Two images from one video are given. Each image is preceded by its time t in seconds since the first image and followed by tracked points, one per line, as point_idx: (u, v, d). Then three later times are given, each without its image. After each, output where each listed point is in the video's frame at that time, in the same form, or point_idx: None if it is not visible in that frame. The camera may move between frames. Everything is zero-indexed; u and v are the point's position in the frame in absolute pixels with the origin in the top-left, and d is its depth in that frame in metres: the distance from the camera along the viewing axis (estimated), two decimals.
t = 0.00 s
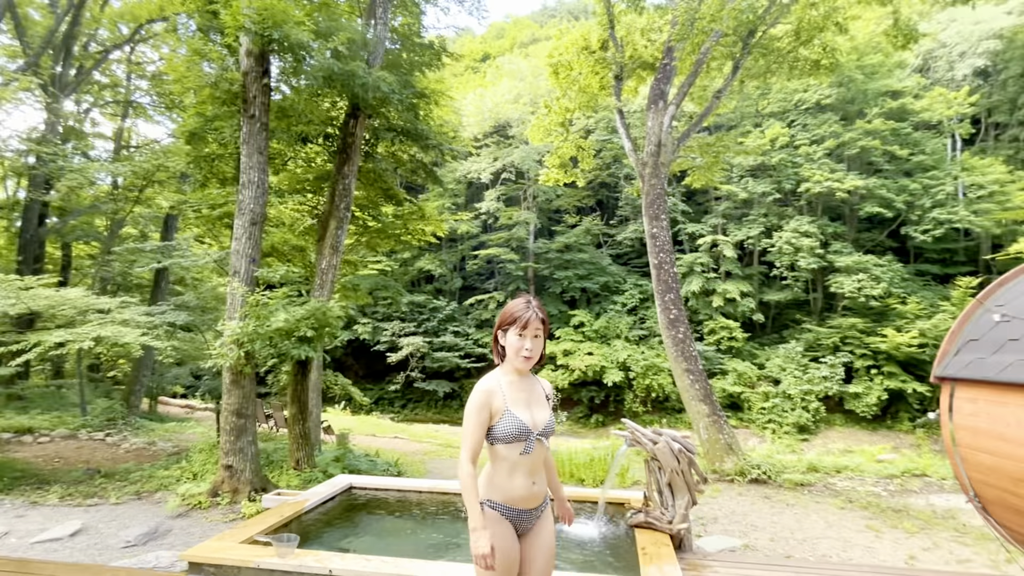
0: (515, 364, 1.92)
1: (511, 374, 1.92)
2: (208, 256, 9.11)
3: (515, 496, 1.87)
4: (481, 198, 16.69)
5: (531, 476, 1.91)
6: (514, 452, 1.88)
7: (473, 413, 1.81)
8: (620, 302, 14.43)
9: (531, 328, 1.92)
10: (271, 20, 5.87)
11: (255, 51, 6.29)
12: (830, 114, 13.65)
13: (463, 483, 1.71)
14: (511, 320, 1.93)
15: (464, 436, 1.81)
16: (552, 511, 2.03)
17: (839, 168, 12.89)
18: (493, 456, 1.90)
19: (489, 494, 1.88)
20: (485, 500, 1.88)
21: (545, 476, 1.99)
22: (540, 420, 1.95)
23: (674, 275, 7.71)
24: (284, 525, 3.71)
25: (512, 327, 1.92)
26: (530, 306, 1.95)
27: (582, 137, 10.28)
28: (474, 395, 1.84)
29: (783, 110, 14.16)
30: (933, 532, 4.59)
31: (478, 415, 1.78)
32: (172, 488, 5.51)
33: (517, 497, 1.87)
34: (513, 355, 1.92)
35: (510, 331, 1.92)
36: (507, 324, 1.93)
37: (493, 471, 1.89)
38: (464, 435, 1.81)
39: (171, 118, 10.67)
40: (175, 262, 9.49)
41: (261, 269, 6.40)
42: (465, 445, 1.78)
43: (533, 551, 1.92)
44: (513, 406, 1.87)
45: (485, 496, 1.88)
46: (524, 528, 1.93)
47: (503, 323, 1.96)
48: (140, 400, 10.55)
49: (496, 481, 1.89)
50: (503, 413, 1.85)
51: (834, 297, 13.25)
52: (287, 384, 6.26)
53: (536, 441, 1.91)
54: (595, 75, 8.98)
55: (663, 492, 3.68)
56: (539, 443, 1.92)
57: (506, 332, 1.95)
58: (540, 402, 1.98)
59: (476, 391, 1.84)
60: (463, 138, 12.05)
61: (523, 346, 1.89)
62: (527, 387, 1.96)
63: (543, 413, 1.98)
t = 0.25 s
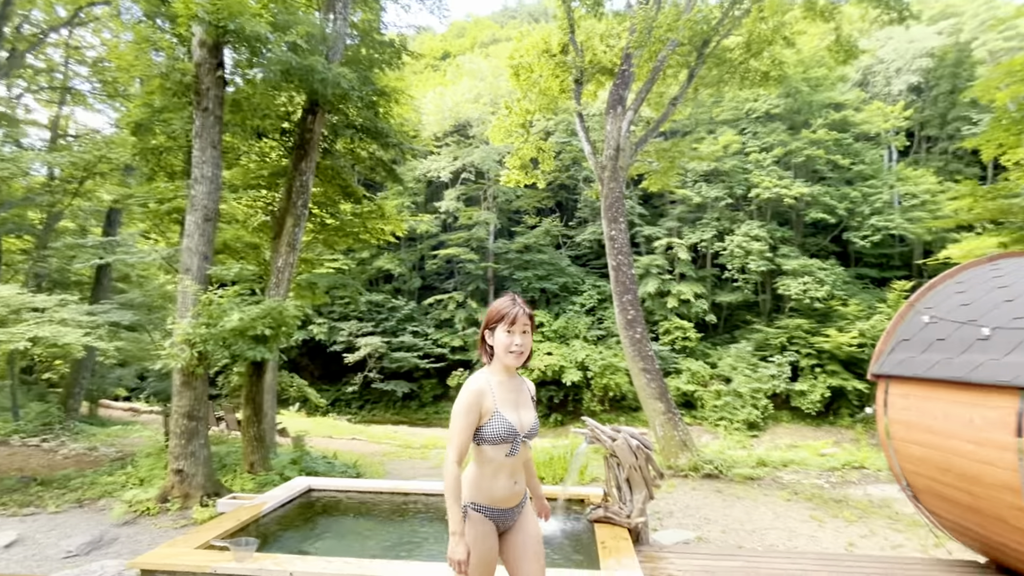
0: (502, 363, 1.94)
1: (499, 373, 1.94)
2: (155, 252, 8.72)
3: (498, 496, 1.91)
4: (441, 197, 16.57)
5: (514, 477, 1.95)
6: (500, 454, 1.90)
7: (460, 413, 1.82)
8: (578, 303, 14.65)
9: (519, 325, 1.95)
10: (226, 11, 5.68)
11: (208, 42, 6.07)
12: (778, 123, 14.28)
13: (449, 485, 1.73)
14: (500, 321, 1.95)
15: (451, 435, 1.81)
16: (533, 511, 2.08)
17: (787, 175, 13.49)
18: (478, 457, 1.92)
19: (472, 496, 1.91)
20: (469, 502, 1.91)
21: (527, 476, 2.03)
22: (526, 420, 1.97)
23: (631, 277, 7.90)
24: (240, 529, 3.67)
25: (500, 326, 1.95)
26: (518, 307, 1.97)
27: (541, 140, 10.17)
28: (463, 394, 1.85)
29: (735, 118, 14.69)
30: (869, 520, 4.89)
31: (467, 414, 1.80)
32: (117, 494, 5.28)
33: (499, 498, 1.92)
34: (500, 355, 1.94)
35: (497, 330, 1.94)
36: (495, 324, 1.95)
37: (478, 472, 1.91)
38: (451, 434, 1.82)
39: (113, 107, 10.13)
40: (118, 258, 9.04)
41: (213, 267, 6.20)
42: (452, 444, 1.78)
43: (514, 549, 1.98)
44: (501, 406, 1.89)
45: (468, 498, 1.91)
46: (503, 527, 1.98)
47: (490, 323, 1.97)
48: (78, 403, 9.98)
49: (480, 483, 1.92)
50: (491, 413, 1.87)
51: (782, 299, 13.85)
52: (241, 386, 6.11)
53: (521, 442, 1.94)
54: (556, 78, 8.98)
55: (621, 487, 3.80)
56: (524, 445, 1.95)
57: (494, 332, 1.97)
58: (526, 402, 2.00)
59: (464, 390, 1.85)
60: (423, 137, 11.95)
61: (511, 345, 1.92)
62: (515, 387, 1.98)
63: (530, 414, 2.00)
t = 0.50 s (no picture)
0: (496, 369, 1.93)
1: (494, 380, 1.94)
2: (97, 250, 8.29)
3: (494, 504, 1.93)
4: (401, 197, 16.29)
5: (510, 484, 1.96)
6: (498, 462, 1.91)
7: (456, 422, 1.81)
8: (538, 304, 14.77)
9: (511, 329, 1.94)
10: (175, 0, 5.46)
11: (158, 31, 5.92)
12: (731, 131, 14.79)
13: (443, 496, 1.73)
14: (492, 327, 1.94)
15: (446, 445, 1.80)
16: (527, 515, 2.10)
17: (739, 181, 13.99)
18: (475, 466, 1.92)
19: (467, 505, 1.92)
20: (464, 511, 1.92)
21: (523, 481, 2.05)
22: (521, 426, 1.97)
23: (591, 279, 8.01)
24: (192, 538, 3.57)
25: (494, 332, 1.93)
26: (509, 312, 1.96)
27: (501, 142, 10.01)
28: (457, 403, 1.83)
29: (690, 125, 15.12)
30: (815, 513, 5.13)
31: (464, 424, 1.79)
32: (56, 505, 5.02)
33: (495, 505, 1.93)
34: (494, 361, 1.92)
35: (490, 336, 1.93)
36: (487, 330, 1.94)
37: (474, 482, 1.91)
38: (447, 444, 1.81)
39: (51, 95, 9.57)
40: (56, 256, 8.55)
41: (162, 266, 5.96)
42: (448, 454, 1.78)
43: (510, 554, 2.01)
44: (498, 413, 1.89)
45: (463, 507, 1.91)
46: (497, 533, 2.00)
47: (482, 329, 1.96)
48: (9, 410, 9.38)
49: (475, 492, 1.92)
50: (487, 421, 1.86)
51: (734, 301, 14.34)
52: (192, 390, 5.91)
53: (519, 449, 1.94)
54: (518, 81, 8.94)
55: (581, 487, 3.85)
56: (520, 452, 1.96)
57: (486, 336, 1.96)
58: (522, 408, 2.00)
59: (459, 398, 1.84)
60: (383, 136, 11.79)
61: (506, 351, 1.91)
62: (510, 393, 1.98)
63: (525, 420, 1.99)
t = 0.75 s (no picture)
0: (494, 373, 1.89)
1: (492, 384, 1.89)
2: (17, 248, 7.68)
3: (499, 510, 1.89)
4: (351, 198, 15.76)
5: (514, 489, 1.93)
6: (501, 467, 1.86)
7: (458, 429, 1.78)
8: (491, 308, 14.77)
9: (506, 332, 1.90)
10: None
11: (88, 17, 5.53)
12: (679, 141, 15.27)
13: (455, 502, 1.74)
14: (487, 329, 1.90)
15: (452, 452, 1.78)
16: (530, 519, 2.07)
17: (686, 190, 14.46)
18: (478, 473, 1.87)
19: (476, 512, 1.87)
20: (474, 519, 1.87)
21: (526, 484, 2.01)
22: (523, 429, 1.93)
23: (544, 284, 8.06)
24: (125, 557, 3.45)
25: (488, 335, 1.89)
26: (503, 314, 1.93)
27: (458, 143, 9.98)
28: (459, 408, 1.80)
29: (640, 134, 15.52)
30: (759, 510, 5.35)
31: (467, 430, 1.75)
32: None
33: (502, 510, 1.90)
34: (491, 365, 1.88)
35: (485, 339, 1.89)
36: (482, 333, 1.91)
37: (479, 487, 1.87)
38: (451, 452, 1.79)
39: None
40: None
41: (93, 266, 5.59)
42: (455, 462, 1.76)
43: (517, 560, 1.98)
44: (500, 418, 1.84)
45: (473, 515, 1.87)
46: (505, 537, 1.97)
47: (477, 333, 1.93)
48: None
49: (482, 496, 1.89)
50: (490, 425, 1.82)
51: (681, 306, 14.79)
52: (126, 398, 5.60)
53: (522, 452, 1.91)
54: (471, 84, 8.79)
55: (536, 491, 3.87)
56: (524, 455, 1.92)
57: (481, 341, 1.92)
58: (521, 411, 1.97)
59: (460, 404, 1.81)
60: (332, 134, 11.46)
61: (501, 354, 1.87)
62: (509, 396, 1.93)
63: (526, 422, 1.96)
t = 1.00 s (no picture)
0: (496, 379, 1.78)
1: (495, 389, 1.78)
2: None
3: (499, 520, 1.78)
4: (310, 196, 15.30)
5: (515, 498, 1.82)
6: (505, 475, 1.75)
7: (464, 433, 1.65)
8: (455, 309, 14.68)
9: (510, 336, 1.81)
10: None
11: None
12: (640, 146, 15.55)
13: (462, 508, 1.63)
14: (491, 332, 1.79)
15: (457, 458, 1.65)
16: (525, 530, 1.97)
17: (647, 194, 14.74)
18: (479, 482, 1.75)
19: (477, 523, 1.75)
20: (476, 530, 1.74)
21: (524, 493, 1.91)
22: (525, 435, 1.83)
23: (509, 286, 8.03)
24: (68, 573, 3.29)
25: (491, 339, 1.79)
26: (505, 318, 1.84)
27: (421, 144, 9.88)
28: (463, 412, 1.68)
29: (602, 138, 15.74)
30: (718, 509, 5.49)
31: (474, 437, 1.62)
32: None
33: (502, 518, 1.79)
34: (494, 370, 1.77)
35: (488, 345, 1.79)
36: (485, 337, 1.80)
37: (481, 495, 1.73)
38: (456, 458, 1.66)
39: None
40: None
41: (31, 263, 5.25)
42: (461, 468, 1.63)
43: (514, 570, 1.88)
44: (507, 423, 1.73)
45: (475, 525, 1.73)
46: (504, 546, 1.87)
47: (481, 336, 1.82)
48: None
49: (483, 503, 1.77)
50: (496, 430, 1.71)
51: (642, 308, 15.06)
52: (68, 404, 5.25)
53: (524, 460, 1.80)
54: (435, 85, 8.66)
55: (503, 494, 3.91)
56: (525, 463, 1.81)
57: (485, 346, 1.82)
58: (523, 417, 1.86)
59: (465, 407, 1.68)
60: (292, 131, 11.14)
61: (506, 359, 1.76)
62: (512, 403, 1.82)
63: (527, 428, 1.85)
